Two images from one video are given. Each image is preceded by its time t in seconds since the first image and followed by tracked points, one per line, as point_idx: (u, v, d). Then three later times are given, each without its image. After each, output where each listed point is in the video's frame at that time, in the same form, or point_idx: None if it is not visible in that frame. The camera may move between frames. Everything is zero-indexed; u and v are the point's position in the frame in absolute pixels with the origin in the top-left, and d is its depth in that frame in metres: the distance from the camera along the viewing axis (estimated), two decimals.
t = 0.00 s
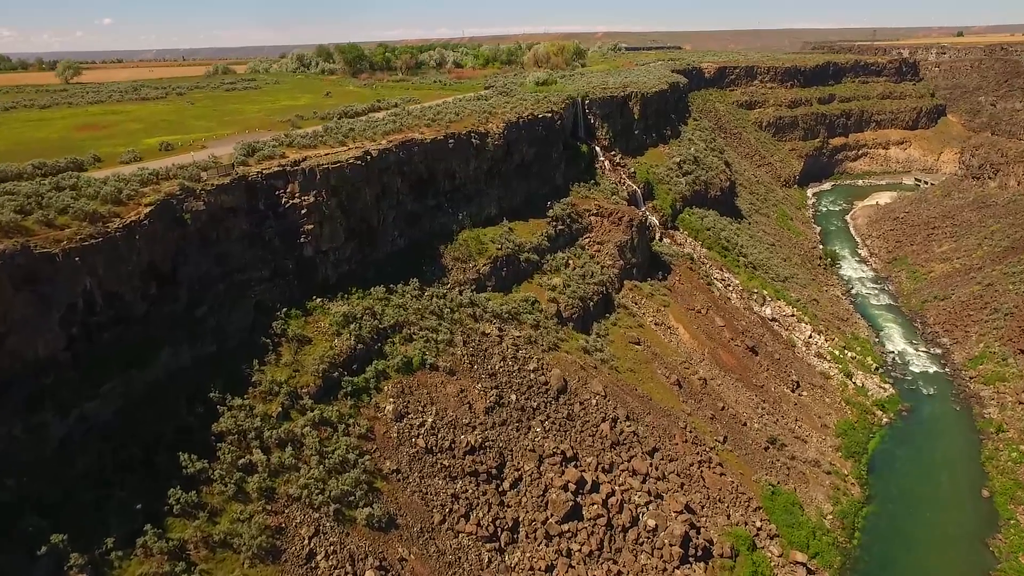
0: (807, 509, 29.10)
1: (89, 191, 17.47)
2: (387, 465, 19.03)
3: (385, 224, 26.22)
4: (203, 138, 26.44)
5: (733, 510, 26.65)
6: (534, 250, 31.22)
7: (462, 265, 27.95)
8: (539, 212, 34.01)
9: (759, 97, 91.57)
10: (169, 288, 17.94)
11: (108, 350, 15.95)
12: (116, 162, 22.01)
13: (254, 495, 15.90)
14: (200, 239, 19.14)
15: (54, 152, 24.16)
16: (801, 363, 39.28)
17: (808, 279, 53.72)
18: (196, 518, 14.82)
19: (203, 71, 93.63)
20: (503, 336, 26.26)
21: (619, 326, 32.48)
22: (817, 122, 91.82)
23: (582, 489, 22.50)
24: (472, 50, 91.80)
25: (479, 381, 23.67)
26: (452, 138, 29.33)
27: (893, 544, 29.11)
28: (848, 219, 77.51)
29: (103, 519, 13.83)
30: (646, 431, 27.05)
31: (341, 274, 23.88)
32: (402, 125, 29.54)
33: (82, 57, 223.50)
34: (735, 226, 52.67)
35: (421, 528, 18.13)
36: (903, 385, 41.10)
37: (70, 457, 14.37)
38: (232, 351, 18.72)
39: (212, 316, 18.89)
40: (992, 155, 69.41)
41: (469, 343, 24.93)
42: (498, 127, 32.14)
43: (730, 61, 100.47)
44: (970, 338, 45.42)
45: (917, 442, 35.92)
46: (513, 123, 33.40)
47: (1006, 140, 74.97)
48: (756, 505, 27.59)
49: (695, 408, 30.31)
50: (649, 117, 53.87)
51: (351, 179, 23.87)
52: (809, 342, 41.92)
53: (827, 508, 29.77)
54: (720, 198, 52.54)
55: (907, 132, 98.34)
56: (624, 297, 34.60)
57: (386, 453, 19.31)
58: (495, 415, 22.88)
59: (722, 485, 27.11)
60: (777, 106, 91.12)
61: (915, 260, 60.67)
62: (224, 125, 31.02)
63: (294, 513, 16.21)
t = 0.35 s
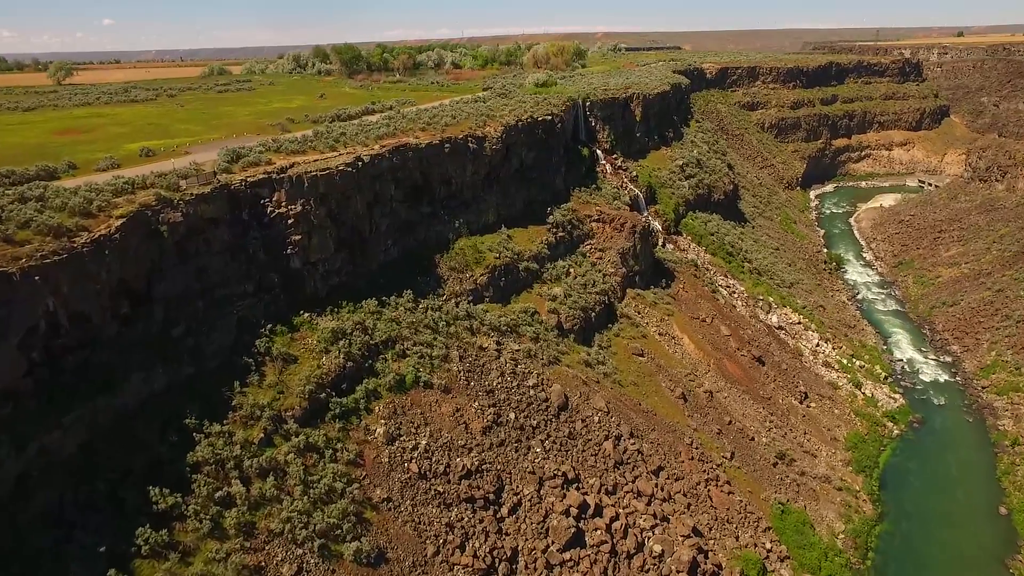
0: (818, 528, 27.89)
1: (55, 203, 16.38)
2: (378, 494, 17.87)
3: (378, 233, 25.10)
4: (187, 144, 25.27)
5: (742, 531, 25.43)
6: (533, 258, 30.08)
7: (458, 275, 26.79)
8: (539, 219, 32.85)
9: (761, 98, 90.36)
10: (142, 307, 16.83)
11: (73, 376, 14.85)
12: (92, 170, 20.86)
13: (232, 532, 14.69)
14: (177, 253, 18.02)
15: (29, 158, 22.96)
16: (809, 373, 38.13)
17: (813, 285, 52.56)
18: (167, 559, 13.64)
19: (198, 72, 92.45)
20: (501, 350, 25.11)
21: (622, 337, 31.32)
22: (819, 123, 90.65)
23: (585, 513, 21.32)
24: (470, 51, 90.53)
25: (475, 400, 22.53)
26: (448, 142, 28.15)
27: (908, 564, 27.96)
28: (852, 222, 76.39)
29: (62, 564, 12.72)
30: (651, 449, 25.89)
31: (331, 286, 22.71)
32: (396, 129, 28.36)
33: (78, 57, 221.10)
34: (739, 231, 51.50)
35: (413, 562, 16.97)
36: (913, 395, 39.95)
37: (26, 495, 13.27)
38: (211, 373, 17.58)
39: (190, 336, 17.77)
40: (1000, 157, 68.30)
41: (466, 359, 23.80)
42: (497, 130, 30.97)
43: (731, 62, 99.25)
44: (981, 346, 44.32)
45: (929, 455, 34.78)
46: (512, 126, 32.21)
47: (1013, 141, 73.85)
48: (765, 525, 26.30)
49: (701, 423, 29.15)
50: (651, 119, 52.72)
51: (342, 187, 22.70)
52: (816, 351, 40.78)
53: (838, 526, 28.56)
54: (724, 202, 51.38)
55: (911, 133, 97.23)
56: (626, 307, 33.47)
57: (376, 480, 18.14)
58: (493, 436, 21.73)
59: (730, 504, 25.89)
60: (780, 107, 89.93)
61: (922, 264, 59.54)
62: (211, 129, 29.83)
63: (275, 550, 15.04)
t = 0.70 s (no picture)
0: (829, 548, 26.68)
1: (17, 217, 15.25)
2: (365, 525, 16.71)
3: (369, 243, 23.94)
4: (169, 149, 24.09)
5: (751, 554, 24.19)
6: (532, 267, 28.93)
7: (454, 286, 25.64)
8: (538, 226, 31.70)
9: (763, 99, 89.22)
10: (112, 326, 15.69)
11: (32, 405, 13.71)
12: (65, 177, 19.70)
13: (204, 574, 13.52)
14: (151, 268, 16.87)
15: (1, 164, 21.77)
16: (817, 383, 36.97)
17: (818, 290, 51.43)
18: None
19: (194, 72, 91.36)
20: (498, 365, 23.96)
21: (625, 348, 30.16)
22: (822, 124, 89.54)
23: (586, 540, 20.14)
24: (468, 52, 89.29)
25: (471, 420, 21.37)
26: (443, 147, 26.98)
27: None
28: (856, 225, 75.29)
29: None
30: (655, 468, 24.72)
31: (319, 300, 21.53)
32: (389, 134, 27.20)
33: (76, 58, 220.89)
34: (743, 235, 50.36)
35: None
36: (924, 406, 38.79)
37: None
38: (186, 397, 16.42)
39: (165, 357, 16.60)
40: (1006, 159, 67.18)
41: (461, 376, 22.66)
42: (494, 134, 29.83)
43: (732, 62, 98.09)
44: (992, 355, 43.19)
45: (941, 470, 33.63)
46: (511, 130, 31.04)
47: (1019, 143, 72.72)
48: (775, 547, 25.08)
49: (707, 439, 27.99)
50: (652, 121, 51.59)
51: (330, 195, 21.55)
52: (824, 360, 39.63)
53: (850, 547, 27.36)
54: (727, 206, 50.24)
55: (914, 134, 96.15)
56: (628, 316, 32.32)
57: (363, 511, 16.97)
58: (489, 458, 20.57)
59: (738, 526, 24.67)
60: (782, 109, 88.80)
61: (929, 268, 58.40)
62: (197, 133, 28.66)
63: None
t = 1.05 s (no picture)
0: (841, 571, 25.45)
1: None
2: (350, 562, 15.54)
3: (358, 255, 22.80)
4: (149, 156, 22.97)
5: None
6: (530, 277, 27.76)
7: (448, 298, 24.48)
8: (536, 234, 30.54)
9: (765, 100, 88.08)
10: (74, 353, 14.75)
11: None
12: (34, 187, 18.63)
13: None
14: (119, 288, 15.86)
15: None
16: (824, 395, 35.81)
17: (824, 296, 50.28)
18: None
19: (189, 74, 90.12)
20: (494, 382, 22.81)
21: (626, 361, 29.02)
22: (824, 126, 88.44)
23: (588, 571, 18.96)
24: (467, 53, 88.13)
25: (465, 443, 20.21)
26: (437, 153, 25.82)
27: None
28: (859, 228, 74.13)
29: None
30: (659, 490, 23.54)
31: (304, 315, 20.37)
32: (381, 139, 26.02)
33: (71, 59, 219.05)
34: (747, 240, 49.20)
35: None
36: (934, 417, 37.64)
37: None
38: (156, 426, 15.31)
39: (134, 382, 15.54)
40: (1014, 161, 66.02)
41: (454, 394, 21.51)
42: (491, 138, 28.69)
43: (734, 63, 96.98)
44: (1004, 364, 42.04)
45: (954, 485, 32.47)
46: (508, 134, 29.89)
47: None
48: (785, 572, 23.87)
49: (713, 457, 26.85)
50: (654, 123, 50.45)
51: (317, 205, 20.39)
52: (831, 370, 38.48)
53: (862, 569, 26.13)
54: (730, 210, 49.11)
55: (917, 135, 95.03)
56: (630, 327, 31.18)
57: (348, 546, 15.81)
58: (484, 483, 19.41)
59: (747, 550, 23.48)
60: (784, 110, 87.66)
61: (936, 273, 57.26)
62: (181, 138, 27.54)
63: None
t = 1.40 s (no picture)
0: None
1: None
2: None
3: (345, 267, 21.64)
4: (125, 163, 21.79)
5: None
6: (528, 288, 26.58)
7: (441, 311, 23.32)
8: (534, 242, 29.36)
9: (767, 101, 86.89)
10: (30, 380, 13.54)
11: None
12: None
13: None
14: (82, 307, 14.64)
15: None
16: (832, 407, 34.63)
17: (829, 302, 49.12)
18: None
19: (182, 75, 88.84)
20: (489, 402, 21.65)
21: (628, 375, 27.88)
22: (827, 127, 87.29)
23: None
24: (465, 53, 86.91)
25: (457, 468, 19.04)
26: (430, 159, 24.64)
27: None
28: (863, 230, 72.98)
29: None
30: (663, 513, 22.33)
31: (286, 333, 19.23)
32: (370, 144, 24.83)
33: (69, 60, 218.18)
34: (750, 245, 48.02)
35: None
36: (946, 429, 36.46)
37: None
38: (120, 459, 14.19)
39: (97, 411, 14.38)
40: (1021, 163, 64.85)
41: (447, 415, 20.35)
42: (487, 143, 27.52)
43: (735, 63, 95.81)
44: (1015, 373, 40.89)
45: (968, 502, 31.29)
46: (504, 138, 28.72)
47: None
48: None
49: (719, 476, 25.67)
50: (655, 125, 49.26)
51: (301, 216, 19.23)
52: (839, 380, 37.31)
53: None
54: (733, 214, 47.93)
55: (920, 136, 93.86)
56: (632, 339, 30.03)
57: None
58: (477, 512, 18.24)
59: None
60: (786, 111, 86.49)
61: (943, 277, 56.09)
62: (163, 143, 26.37)
63: None
